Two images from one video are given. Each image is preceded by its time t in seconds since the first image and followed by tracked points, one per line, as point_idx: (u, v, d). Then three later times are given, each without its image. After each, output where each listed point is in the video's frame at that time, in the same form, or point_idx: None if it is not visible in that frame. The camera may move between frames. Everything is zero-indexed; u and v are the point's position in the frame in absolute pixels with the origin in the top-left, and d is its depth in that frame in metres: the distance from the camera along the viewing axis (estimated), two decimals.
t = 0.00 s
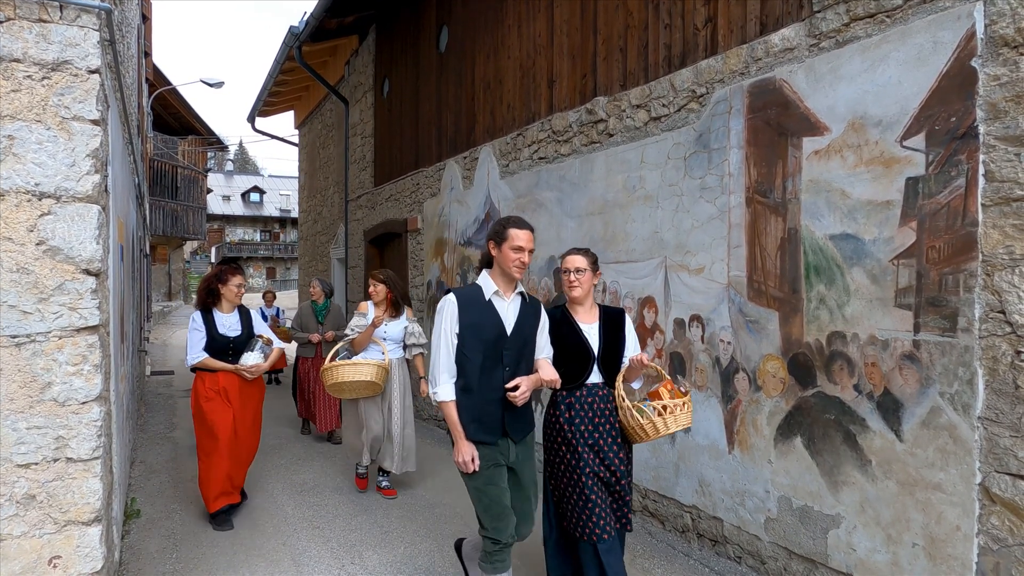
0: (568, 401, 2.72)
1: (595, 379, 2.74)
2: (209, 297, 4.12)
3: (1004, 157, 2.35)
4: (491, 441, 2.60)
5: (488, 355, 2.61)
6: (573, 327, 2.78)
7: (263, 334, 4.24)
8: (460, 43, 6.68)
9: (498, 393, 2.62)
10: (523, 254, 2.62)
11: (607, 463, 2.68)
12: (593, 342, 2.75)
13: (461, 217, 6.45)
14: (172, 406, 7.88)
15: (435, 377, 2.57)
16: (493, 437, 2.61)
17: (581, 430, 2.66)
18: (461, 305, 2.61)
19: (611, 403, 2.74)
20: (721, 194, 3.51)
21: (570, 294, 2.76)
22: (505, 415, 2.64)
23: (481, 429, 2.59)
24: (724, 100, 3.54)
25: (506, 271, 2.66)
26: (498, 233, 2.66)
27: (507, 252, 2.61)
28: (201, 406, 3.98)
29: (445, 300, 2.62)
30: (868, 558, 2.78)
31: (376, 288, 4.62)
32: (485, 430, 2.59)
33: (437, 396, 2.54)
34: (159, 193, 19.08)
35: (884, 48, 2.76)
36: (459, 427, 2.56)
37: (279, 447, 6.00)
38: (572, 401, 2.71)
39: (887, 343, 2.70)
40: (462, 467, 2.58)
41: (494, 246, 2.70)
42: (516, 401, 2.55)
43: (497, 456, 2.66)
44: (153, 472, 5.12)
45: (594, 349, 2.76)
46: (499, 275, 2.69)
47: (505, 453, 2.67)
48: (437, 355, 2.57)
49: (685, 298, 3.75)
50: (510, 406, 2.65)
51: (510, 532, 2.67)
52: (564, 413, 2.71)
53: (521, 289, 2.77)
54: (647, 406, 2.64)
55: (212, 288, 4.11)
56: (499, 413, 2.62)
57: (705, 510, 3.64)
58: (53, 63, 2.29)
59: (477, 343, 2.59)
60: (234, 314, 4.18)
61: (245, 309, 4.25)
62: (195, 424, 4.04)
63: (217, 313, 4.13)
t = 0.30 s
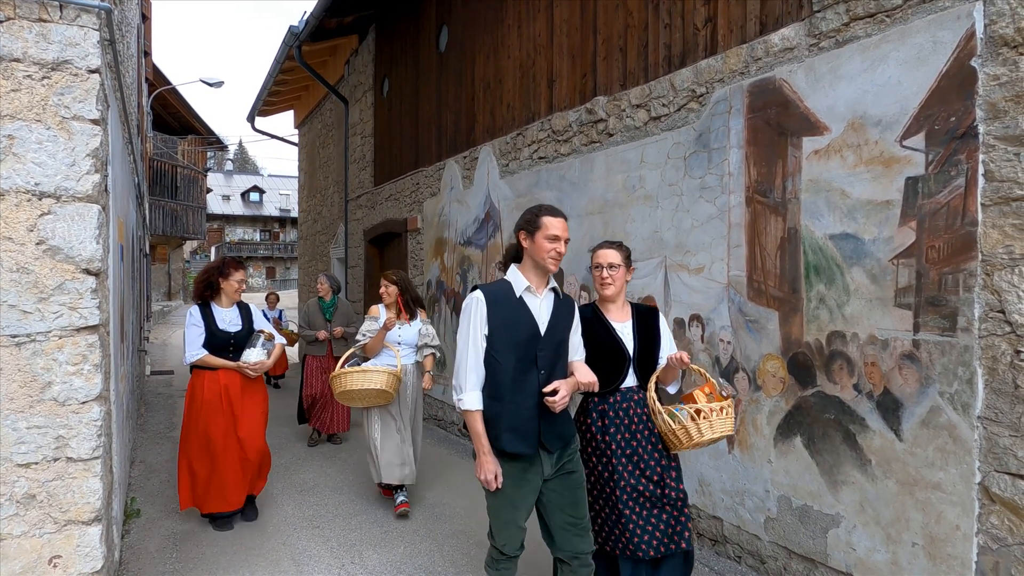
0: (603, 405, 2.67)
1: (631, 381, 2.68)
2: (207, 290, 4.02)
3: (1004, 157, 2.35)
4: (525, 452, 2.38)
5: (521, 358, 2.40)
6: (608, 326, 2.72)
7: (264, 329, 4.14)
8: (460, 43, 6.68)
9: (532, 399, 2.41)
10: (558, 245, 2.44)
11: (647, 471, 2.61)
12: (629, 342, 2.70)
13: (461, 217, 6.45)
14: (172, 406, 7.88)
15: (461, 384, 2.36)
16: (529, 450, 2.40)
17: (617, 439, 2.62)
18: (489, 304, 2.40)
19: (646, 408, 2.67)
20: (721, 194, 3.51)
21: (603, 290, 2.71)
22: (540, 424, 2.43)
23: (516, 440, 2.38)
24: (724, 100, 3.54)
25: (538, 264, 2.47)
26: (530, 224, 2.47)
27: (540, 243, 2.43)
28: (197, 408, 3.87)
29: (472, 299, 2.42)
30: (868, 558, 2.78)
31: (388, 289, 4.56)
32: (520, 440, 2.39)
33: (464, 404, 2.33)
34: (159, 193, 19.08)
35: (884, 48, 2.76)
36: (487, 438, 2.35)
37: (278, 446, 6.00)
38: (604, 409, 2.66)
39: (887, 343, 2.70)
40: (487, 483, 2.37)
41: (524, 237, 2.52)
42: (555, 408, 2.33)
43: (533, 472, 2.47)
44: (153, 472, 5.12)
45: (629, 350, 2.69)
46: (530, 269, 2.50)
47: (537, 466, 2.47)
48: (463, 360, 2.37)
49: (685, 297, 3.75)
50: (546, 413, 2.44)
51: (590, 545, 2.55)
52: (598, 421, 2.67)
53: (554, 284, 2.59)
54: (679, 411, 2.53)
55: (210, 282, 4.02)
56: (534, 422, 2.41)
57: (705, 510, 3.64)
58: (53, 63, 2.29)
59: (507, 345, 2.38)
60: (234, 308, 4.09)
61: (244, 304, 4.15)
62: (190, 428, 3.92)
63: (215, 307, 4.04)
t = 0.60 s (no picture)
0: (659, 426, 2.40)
1: (691, 400, 2.41)
2: (218, 296, 3.79)
3: (1004, 157, 2.35)
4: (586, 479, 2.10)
5: (581, 372, 2.12)
6: (665, 336, 2.47)
7: (277, 339, 3.90)
8: (460, 43, 6.67)
9: (593, 418, 2.13)
10: (624, 247, 2.18)
11: (705, 500, 2.34)
12: (690, 356, 2.44)
13: (461, 217, 6.44)
14: (171, 406, 7.88)
15: (513, 399, 2.09)
16: (591, 475, 2.12)
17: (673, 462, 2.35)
18: (546, 311, 2.12)
19: (708, 430, 2.39)
20: (721, 193, 3.51)
21: (665, 298, 2.46)
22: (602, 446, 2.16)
23: (575, 463, 2.11)
24: (723, 99, 3.54)
25: (601, 266, 2.21)
26: (593, 221, 2.20)
27: (603, 243, 2.17)
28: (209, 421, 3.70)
29: (525, 306, 2.14)
30: (867, 557, 2.79)
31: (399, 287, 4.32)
32: (581, 464, 2.11)
33: (516, 423, 2.06)
34: (159, 193, 19.09)
35: (884, 47, 2.76)
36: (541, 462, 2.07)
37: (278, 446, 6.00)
38: (661, 429, 2.39)
39: (887, 342, 2.70)
40: (537, 513, 2.07)
41: (585, 236, 2.25)
42: (619, 429, 2.09)
43: (589, 499, 2.16)
44: (153, 471, 5.12)
45: (691, 365, 2.44)
46: (589, 272, 2.24)
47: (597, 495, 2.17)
48: (516, 374, 2.09)
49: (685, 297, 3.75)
50: (608, 436, 2.17)
51: None
52: (652, 442, 2.41)
53: (614, 289, 2.32)
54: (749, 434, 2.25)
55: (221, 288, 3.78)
56: (595, 444, 2.14)
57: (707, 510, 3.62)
58: (53, 62, 2.29)
59: (565, 357, 2.11)
60: (246, 317, 3.85)
61: (257, 311, 3.91)
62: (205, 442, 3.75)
63: (225, 314, 3.80)
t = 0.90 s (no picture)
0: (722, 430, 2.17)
1: (770, 399, 2.18)
2: (239, 287, 3.64)
3: (1003, 156, 2.35)
4: (655, 486, 1.89)
5: (644, 368, 1.92)
6: (737, 331, 2.23)
7: (299, 338, 3.75)
8: (460, 43, 6.67)
9: (660, 419, 1.92)
10: (687, 229, 1.98)
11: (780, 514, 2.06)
12: (767, 354, 2.21)
13: (461, 216, 6.44)
14: (171, 405, 7.88)
15: (568, 399, 1.90)
16: (658, 483, 1.90)
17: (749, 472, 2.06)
18: (602, 302, 1.93)
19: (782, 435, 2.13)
20: (721, 193, 3.51)
21: (743, 293, 2.21)
22: (670, 449, 1.94)
23: (641, 470, 1.89)
24: (723, 99, 3.54)
25: (661, 251, 2.01)
26: (650, 202, 2.00)
27: (663, 225, 1.98)
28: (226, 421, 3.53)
29: (578, 296, 1.95)
30: (867, 557, 2.79)
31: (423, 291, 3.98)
32: (647, 471, 1.90)
33: (573, 425, 1.87)
34: (159, 192, 19.10)
35: (884, 47, 2.76)
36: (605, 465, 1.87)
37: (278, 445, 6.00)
38: (733, 433, 2.10)
39: (887, 342, 2.70)
40: (609, 524, 1.87)
41: (642, 218, 2.04)
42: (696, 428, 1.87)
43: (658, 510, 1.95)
44: (153, 471, 5.12)
45: (765, 365, 2.19)
46: (647, 258, 2.04)
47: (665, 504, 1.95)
48: (571, 371, 1.90)
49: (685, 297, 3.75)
50: (677, 437, 1.96)
51: None
52: (725, 448, 2.10)
53: (675, 277, 2.12)
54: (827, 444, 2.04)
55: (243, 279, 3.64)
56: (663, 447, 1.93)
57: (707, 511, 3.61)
58: (53, 62, 2.29)
59: (626, 352, 1.90)
60: (268, 313, 3.70)
61: (281, 307, 3.76)
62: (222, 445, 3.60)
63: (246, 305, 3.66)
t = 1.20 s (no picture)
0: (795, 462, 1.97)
1: (853, 433, 1.96)
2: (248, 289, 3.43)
3: (1003, 155, 2.35)
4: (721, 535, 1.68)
5: (714, 400, 1.70)
6: (814, 354, 2.02)
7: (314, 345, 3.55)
8: (460, 42, 6.67)
9: (728, 457, 1.71)
10: (766, 236, 1.77)
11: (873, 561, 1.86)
12: (850, 382, 2.00)
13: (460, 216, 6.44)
14: (171, 405, 7.88)
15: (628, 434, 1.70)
16: (724, 532, 1.70)
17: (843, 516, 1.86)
18: (669, 323, 1.71)
19: (874, 473, 1.94)
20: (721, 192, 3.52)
21: (826, 307, 2.02)
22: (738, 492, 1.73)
23: (709, 517, 1.68)
24: (723, 98, 3.54)
25: (735, 262, 1.80)
26: (721, 206, 1.81)
27: (739, 230, 1.77)
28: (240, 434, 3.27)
29: (642, 315, 1.73)
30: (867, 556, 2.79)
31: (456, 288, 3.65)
32: (715, 519, 1.69)
33: (635, 465, 1.67)
34: (158, 192, 19.10)
35: (883, 46, 2.76)
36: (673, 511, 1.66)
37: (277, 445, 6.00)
38: (821, 469, 1.90)
39: (886, 341, 2.71)
40: None
41: (712, 224, 1.84)
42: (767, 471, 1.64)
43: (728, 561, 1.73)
44: (152, 471, 5.11)
45: (849, 392, 1.98)
46: (716, 269, 1.84)
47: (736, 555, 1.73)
48: (631, 403, 1.70)
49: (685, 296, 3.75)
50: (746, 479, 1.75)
51: None
52: (813, 488, 1.89)
53: (748, 292, 1.90)
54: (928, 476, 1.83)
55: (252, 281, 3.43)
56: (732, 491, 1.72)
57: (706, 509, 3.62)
58: (52, 61, 2.28)
59: (695, 382, 1.69)
60: (282, 318, 3.50)
61: (294, 312, 3.56)
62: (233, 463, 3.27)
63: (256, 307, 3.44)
